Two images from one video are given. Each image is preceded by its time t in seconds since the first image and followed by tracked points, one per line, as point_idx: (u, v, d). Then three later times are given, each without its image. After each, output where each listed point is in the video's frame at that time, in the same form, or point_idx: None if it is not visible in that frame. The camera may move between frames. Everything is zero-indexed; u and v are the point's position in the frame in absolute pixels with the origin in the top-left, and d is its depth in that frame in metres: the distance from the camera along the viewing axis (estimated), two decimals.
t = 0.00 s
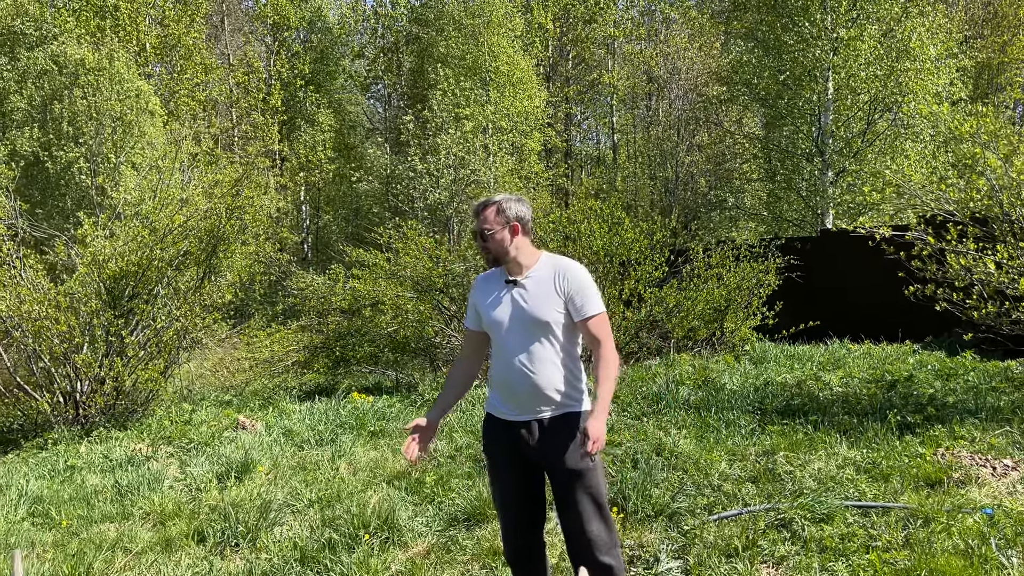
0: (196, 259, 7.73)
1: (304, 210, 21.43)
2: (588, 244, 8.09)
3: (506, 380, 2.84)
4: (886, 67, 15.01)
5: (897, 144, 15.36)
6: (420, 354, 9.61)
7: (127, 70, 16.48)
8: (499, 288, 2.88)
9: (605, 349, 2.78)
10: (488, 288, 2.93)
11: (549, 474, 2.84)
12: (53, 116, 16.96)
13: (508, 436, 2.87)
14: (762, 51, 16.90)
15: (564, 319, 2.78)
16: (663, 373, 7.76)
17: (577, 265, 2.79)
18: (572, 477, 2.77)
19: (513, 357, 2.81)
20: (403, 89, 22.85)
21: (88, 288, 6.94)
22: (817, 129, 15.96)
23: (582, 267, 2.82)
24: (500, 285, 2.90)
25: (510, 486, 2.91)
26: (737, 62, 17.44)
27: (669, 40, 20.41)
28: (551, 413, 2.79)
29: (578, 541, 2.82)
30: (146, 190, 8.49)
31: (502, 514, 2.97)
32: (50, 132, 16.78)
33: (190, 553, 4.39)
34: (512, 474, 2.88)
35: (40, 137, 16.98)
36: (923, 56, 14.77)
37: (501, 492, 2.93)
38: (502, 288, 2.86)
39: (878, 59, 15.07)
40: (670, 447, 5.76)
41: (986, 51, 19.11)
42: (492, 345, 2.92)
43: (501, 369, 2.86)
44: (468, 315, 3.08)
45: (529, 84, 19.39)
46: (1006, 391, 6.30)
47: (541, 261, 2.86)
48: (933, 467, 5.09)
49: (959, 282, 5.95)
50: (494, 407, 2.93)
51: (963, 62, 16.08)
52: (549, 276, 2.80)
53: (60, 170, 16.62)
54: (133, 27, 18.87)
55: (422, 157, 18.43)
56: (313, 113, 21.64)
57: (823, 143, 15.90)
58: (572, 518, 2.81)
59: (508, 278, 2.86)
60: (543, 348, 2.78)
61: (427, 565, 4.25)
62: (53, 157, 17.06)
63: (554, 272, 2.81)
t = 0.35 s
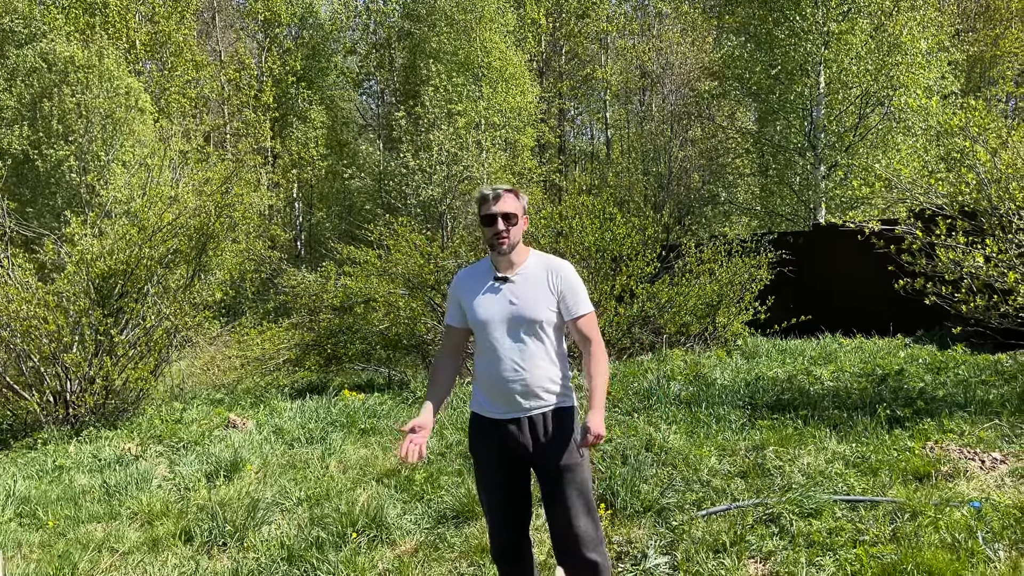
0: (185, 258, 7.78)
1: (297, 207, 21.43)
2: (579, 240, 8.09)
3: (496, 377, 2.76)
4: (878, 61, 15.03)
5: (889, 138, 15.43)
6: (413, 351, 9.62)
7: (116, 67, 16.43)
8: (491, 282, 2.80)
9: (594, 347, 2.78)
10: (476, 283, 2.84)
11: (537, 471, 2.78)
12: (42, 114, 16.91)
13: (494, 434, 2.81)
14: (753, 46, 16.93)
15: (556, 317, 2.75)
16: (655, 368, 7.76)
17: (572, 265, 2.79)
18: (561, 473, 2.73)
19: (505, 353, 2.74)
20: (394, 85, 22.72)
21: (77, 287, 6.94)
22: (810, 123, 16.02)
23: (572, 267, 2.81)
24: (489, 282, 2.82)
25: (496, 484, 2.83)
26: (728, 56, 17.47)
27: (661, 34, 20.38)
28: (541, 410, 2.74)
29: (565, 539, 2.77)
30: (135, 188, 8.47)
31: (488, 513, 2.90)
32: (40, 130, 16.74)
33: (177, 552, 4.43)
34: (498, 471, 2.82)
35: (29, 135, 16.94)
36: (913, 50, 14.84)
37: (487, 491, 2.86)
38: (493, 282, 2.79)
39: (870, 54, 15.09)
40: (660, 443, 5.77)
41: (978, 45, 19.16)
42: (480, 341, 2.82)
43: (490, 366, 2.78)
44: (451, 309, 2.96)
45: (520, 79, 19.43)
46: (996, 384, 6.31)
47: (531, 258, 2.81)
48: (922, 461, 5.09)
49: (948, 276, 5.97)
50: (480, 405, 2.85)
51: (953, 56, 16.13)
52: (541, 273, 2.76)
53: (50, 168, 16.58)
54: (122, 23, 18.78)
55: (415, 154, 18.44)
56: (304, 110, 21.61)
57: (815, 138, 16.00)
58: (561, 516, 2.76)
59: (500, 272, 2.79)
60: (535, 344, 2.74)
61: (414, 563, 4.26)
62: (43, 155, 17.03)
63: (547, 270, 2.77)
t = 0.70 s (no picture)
0: (175, 253, 7.77)
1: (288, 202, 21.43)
2: (569, 234, 8.11)
3: (508, 372, 2.63)
4: (867, 54, 15.11)
5: (878, 130, 15.47)
6: (404, 345, 9.62)
7: (104, 61, 16.34)
8: (501, 273, 2.65)
9: (594, 343, 2.93)
10: (482, 273, 2.66)
11: (544, 465, 2.71)
12: (30, 109, 16.80)
13: (499, 430, 2.68)
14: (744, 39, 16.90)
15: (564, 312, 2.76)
16: (646, 362, 7.78)
17: (574, 262, 2.82)
18: (571, 463, 2.69)
19: (519, 347, 2.63)
20: (386, 78, 22.34)
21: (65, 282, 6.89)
22: (799, 116, 16.08)
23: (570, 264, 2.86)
24: (496, 271, 2.66)
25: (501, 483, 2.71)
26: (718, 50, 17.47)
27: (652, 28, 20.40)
28: (549, 402, 2.69)
29: (575, 532, 2.71)
30: (123, 184, 8.44)
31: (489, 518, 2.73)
32: (28, 125, 16.64)
33: (167, 548, 4.44)
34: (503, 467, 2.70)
35: (17, 131, 16.83)
36: (902, 43, 14.99)
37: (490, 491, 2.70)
38: (503, 273, 2.66)
39: (859, 46, 15.15)
40: (650, 435, 5.78)
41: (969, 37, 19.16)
42: (487, 336, 2.66)
43: (501, 360, 2.63)
44: (446, 301, 2.71)
45: (513, 74, 19.40)
46: (984, 375, 6.35)
47: (537, 252, 2.76)
48: (910, 452, 5.12)
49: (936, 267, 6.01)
50: (483, 404, 2.70)
51: (942, 48, 16.21)
52: (551, 267, 2.74)
53: (38, 164, 16.49)
54: (109, 18, 18.66)
55: (405, 148, 18.39)
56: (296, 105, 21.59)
57: (805, 131, 16.06)
58: (569, 508, 2.71)
59: (510, 262, 2.68)
60: (547, 338, 2.70)
61: (404, 557, 4.26)
62: (31, 151, 16.93)
63: (555, 265, 2.75)
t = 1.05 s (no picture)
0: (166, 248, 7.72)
1: (279, 196, 21.41)
2: (561, 227, 8.11)
3: (535, 362, 2.55)
4: (857, 47, 15.17)
5: (868, 123, 15.53)
6: (396, 339, 9.62)
7: (92, 55, 16.22)
8: (525, 262, 2.58)
9: (614, 338, 2.90)
10: (508, 263, 2.57)
11: (565, 459, 2.64)
12: (17, 103, 16.67)
13: (523, 424, 2.57)
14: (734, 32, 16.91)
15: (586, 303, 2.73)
16: (637, 355, 7.79)
17: (591, 255, 2.80)
18: (593, 458, 2.62)
19: (547, 337, 2.57)
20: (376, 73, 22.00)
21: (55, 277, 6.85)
22: (790, 108, 16.12)
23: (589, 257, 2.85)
24: (522, 262, 2.59)
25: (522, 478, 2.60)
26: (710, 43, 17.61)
27: (643, 21, 20.39)
28: (576, 395, 2.61)
29: (592, 528, 2.64)
30: (112, 179, 8.39)
31: (503, 512, 2.63)
32: (16, 120, 16.52)
33: (158, 544, 4.43)
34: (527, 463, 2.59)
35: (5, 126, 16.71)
36: (892, 36, 15.05)
37: (510, 487, 2.58)
38: (528, 262, 2.59)
39: (850, 39, 15.21)
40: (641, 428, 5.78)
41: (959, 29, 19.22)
42: (512, 325, 2.56)
43: (529, 351, 2.55)
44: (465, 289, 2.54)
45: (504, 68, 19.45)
46: (974, 366, 6.38)
47: (560, 244, 2.71)
48: (901, 443, 5.14)
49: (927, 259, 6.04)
50: (506, 397, 2.59)
51: (932, 40, 16.26)
52: (575, 259, 2.70)
53: (27, 159, 16.39)
54: (97, 11, 18.51)
55: (397, 141, 18.39)
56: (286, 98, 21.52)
57: (795, 123, 16.09)
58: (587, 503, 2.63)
59: (534, 251, 2.61)
60: (573, 329, 2.65)
61: (396, 551, 4.26)
62: (19, 146, 16.81)
63: (576, 256, 2.72)
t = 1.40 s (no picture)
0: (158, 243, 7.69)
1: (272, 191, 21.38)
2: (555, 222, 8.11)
3: (580, 350, 2.60)
4: (851, 40, 15.24)
5: (862, 116, 15.57)
6: (389, 334, 9.62)
7: (83, 49, 16.12)
8: (570, 250, 2.61)
9: (647, 327, 2.97)
10: (554, 251, 2.59)
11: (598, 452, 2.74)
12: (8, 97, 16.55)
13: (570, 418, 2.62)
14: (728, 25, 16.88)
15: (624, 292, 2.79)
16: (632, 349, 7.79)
17: (628, 247, 2.86)
18: (625, 449, 2.75)
19: (592, 326, 2.62)
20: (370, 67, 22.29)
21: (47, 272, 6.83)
22: (783, 102, 16.06)
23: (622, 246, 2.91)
24: (567, 251, 2.62)
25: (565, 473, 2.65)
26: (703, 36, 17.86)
27: (636, 15, 20.38)
28: (616, 384, 2.71)
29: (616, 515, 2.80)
30: (104, 174, 8.35)
31: (539, 509, 2.66)
32: (6, 114, 16.41)
33: (152, 539, 4.42)
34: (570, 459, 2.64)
35: None
36: (885, 29, 15.15)
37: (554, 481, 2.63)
38: (573, 252, 2.62)
39: (842, 32, 15.27)
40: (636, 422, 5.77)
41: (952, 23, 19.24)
42: (558, 313, 2.58)
43: (574, 338, 2.59)
44: (506, 277, 2.55)
45: (496, 61, 19.51)
46: (968, 359, 6.40)
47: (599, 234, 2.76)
48: (895, 436, 5.15)
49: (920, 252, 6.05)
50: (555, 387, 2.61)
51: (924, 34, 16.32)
52: (614, 248, 2.76)
53: (18, 153, 16.28)
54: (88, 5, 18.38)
55: (390, 135, 18.34)
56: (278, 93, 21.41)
57: (789, 116, 16.06)
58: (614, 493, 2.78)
59: (578, 241, 2.64)
60: (613, 318, 2.70)
61: (392, 546, 4.26)
62: (10, 141, 16.70)
63: (615, 246, 2.78)
